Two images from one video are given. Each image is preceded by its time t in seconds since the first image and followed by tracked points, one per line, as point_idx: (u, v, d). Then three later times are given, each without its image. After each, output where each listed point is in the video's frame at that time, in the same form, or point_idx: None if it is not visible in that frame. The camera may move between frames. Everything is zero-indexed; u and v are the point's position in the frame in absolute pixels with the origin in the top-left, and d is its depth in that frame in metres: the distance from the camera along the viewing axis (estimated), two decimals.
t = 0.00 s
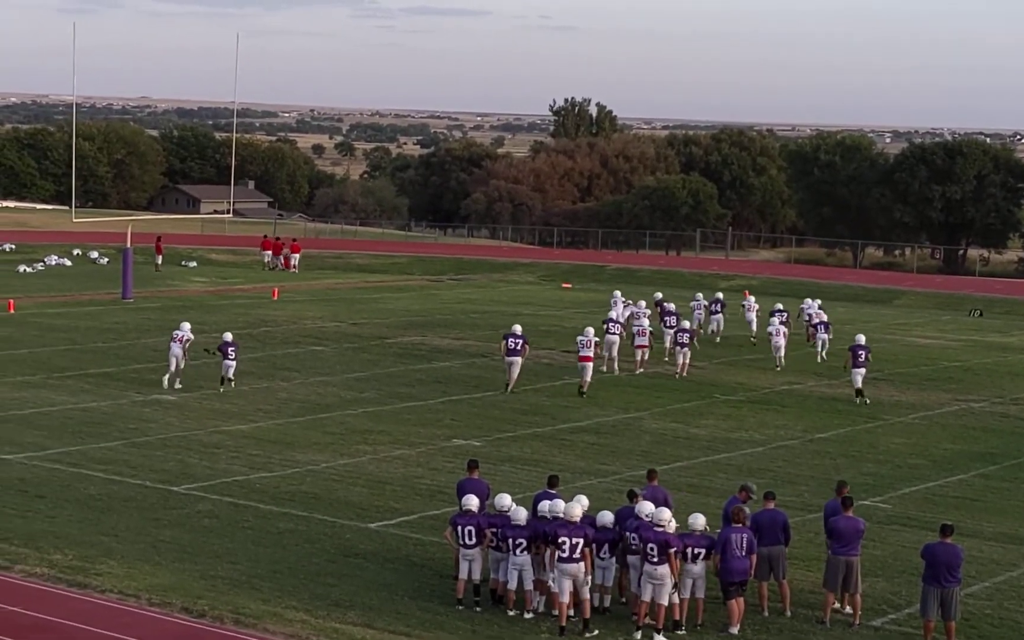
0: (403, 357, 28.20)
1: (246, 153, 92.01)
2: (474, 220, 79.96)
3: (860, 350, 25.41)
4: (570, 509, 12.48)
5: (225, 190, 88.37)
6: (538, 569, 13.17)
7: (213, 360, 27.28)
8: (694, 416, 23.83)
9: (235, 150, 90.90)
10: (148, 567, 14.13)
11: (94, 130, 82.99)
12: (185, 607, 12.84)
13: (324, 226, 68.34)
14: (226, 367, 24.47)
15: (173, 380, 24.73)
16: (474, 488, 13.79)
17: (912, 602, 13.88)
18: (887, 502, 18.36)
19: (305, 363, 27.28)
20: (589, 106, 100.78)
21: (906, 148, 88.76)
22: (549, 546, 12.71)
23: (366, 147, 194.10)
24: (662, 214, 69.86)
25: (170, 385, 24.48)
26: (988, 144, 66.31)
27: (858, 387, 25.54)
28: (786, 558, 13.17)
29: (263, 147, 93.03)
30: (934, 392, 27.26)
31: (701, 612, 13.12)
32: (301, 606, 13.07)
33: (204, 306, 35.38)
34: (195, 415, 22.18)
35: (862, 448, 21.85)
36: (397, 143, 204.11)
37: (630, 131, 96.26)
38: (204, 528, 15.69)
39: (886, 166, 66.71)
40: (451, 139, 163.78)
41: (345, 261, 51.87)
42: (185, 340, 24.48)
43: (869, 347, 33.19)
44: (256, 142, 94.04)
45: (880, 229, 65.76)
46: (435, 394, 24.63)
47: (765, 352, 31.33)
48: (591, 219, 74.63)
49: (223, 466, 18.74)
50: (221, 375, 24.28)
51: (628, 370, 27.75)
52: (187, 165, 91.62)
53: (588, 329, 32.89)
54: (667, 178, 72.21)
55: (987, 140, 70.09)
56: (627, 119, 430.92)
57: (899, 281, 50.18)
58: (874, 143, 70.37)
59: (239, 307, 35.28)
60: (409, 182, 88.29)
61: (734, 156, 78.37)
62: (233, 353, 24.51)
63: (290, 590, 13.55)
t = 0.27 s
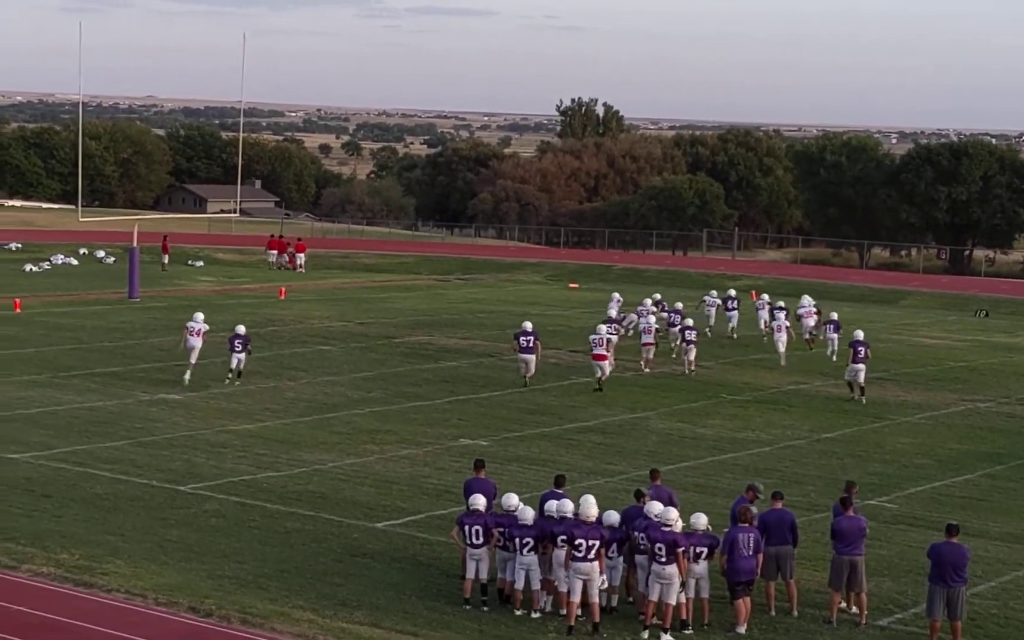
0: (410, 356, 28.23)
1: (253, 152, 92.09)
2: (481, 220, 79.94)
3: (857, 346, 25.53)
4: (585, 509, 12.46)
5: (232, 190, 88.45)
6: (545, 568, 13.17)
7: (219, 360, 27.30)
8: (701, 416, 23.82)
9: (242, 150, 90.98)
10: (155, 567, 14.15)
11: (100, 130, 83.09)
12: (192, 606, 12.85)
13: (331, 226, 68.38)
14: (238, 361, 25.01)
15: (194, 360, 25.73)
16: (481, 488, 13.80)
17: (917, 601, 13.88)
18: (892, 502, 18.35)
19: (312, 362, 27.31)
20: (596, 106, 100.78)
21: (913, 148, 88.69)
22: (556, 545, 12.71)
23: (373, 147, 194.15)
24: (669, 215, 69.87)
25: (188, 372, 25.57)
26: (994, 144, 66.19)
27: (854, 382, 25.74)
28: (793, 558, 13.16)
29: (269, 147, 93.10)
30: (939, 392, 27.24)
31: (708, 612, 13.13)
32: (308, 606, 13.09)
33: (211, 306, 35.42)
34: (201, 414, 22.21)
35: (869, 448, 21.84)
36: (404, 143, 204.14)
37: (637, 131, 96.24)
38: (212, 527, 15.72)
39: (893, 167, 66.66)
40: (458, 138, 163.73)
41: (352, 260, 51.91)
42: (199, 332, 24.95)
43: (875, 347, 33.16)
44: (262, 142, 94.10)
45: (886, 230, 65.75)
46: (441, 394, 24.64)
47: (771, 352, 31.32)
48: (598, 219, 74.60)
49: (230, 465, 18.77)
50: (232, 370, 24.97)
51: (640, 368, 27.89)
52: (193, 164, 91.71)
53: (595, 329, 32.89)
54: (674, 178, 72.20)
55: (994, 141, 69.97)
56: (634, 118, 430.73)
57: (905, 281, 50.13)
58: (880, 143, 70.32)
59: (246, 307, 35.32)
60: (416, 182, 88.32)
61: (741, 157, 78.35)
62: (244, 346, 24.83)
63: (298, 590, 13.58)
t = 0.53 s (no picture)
0: (427, 358, 28.20)
1: (270, 153, 92.26)
2: (499, 222, 79.95)
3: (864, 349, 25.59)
4: (613, 513, 12.36)
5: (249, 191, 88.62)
6: (563, 569, 13.15)
7: (236, 361, 27.33)
8: (718, 417, 23.75)
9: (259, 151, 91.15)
10: (171, 569, 14.16)
11: (117, 130, 83.36)
12: (208, 609, 12.85)
13: (348, 227, 68.43)
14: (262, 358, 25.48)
15: (228, 354, 26.32)
16: (498, 489, 13.76)
17: (934, 602, 13.80)
18: (910, 503, 18.26)
19: (329, 364, 27.32)
20: (614, 107, 100.69)
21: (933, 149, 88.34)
22: (574, 546, 12.69)
23: (391, 148, 194.33)
24: (687, 216, 69.77)
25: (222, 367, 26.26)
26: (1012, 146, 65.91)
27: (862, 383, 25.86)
28: (810, 559, 13.09)
29: (287, 148, 93.25)
30: (957, 393, 27.11)
31: (726, 613, 13.08)
32: (325, 608, 13.07)
33: (228, 307, 35.48)
34: (218, 416, 22.23)
35: (887, 449, 21.75)
36: (422, 144, 204.24)
37: (655, 133, 96.11)
38: (228, 530, 15.72)
39: (909, 169, 66.45)
40: (476, 139, 163.82)
41: (369, 261, 51.94)
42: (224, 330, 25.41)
43: (894, 349, 33.02)
44: (280, 143, 94.25)
45: (903, 232, 65.57)
46: (459, 395, 24.62)
47: (789, 353, 31.21)
48: (616, 221, 74.51)
49: (247, 467, 18.77)
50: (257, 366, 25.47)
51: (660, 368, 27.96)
52: (210, 165, 91.93)
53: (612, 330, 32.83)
54: (692, 180, 72.08)
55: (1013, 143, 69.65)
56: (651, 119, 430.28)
57: (923, 283, 49.91)
58: (897, 145, 70.10)
59: (263, 308, 35.36)
60: (433, 184, 88.38)
61: (759, 159, 78.17)
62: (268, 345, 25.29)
63: (314, 593, 13.56)
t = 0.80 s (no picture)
0: (418, 358, 28.17)
1: (261, 153, 92.16)
2: (490, 222, 79.98)
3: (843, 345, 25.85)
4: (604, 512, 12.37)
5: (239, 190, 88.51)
6: (554, 569, 13.14)
7: (226, 361, 27.28)
8: (709, 417, 23.75)
9: (250, 150, 91.03)
10: (161, 569, 14.12)
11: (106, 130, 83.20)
12: (198, 609, 12.83)
13: (339, 226, 68.34)
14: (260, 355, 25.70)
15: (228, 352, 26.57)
16: (489, 489, 13.75)
17: (924, 602, 13.81)
18: (900, 503, 18.28)
19: (320, 364, 27.29)
20: (605, 107, 100.72)
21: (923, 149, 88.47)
22: (565, 545, 12.67)
23: (382, 147, 194.25)
24: (677, 216, 69.82)
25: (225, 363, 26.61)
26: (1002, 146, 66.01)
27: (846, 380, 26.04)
28: (801, 559, 13.10)
29: (278, 147, 93.16)
30: (947, 392, 27.16)
31: (716, 613, 13.08)
32: (315, 608, 13.05)
33: (218, 307, 35.42)
34: (208, 416, 22.18)
35: (877, 449, 21.77)
36: (413, 143, 204.19)
37: (646, 133, 96.15)
38: (218, 530, 15.69)
39: (900, 169, 66.54)
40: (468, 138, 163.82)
41: (359, 261, 51.89)
42: (223, 330, 25.63)
43: (884, 349, 33.06)
44: (270, 142, 94.13)
45: (893, 232, 65.71)
46: (450, 395, 24.61)
47: (780, 353, 31.24)
48: (607, 221, 74.53)
49: (237, 467, 18.73)
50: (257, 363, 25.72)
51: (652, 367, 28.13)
52: (200, 164, 91.81)
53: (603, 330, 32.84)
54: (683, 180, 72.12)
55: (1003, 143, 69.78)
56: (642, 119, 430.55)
57: (914, 283, 49.97)
58: (888, 145, 70.22)
59: (254, 308, 35.31)
60: (424, 183, 88.38)
61: (750, 159, 78.23)
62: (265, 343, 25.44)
63: (304, 593, 13.54)
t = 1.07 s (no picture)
0: (388, 355, 28.11)
1: (230, 149, 91.75)
2: (460, 219, 79.92)
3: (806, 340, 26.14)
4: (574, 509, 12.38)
5: (208, 187, 88.10)
6: (525, 566, 13.14)
7: (195, 358, 27.14)
8: (679, 414, 23.80)
9: (219, 147, 90.61)
10: (130, 567, 14.04)
11: (74, 126, 82.66)
12: (167, 607, 12.76)
13: (309, 223, 68.11)
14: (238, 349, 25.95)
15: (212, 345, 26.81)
16: (459, 486, 13.73)
17: (894, 598, 13.88)
18: (870, 499, 18.37)
19: (289, 361, 27.19)
20: (575, 104, 100.77)
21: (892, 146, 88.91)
22: (536, 542, 12.67)
23: (353, 144, 193.84)
24: (648, 213, 69.92)
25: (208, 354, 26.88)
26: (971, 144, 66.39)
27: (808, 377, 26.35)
28: (771, 555, 13.14)
29: (247, 143, 92.76)
30: (916, 389, 27.29)
31: (686, 610, 13.10)
32: (285, 606, 13.01)
33: (187, 304, 35.24)
34: (178, 414, 22.06)
35: (847, 446, 21.85)
36: (383, 140, 203.83)
37: (616, 130, 96.23)
38: (188, 527, 15.61)
39: (870, 166, 66.83)
40: (438, 135, 163.67)
41: (329, 258, 51.75)
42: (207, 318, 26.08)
43: (853, 345, 33.20)
44: (239, 139, 93.74)
45: (863, 229, 66.05)
46: (420, 392, 24.57)
47: (749, 350, 31.32)
48: (577, 217, 74.54)
49: (206, 465, 18.65)
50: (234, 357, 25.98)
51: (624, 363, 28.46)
52: (169, 161, 91.34)
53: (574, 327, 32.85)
54: (653, 177, 72.24)
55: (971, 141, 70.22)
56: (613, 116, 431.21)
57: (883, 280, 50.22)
58: (858, 142, 70.54)
59: (223, 305, 35.15)
60: (393, 181, 88.23)
61: (720, 156, 78.40)
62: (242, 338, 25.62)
63: (274, 590, 13.49)
